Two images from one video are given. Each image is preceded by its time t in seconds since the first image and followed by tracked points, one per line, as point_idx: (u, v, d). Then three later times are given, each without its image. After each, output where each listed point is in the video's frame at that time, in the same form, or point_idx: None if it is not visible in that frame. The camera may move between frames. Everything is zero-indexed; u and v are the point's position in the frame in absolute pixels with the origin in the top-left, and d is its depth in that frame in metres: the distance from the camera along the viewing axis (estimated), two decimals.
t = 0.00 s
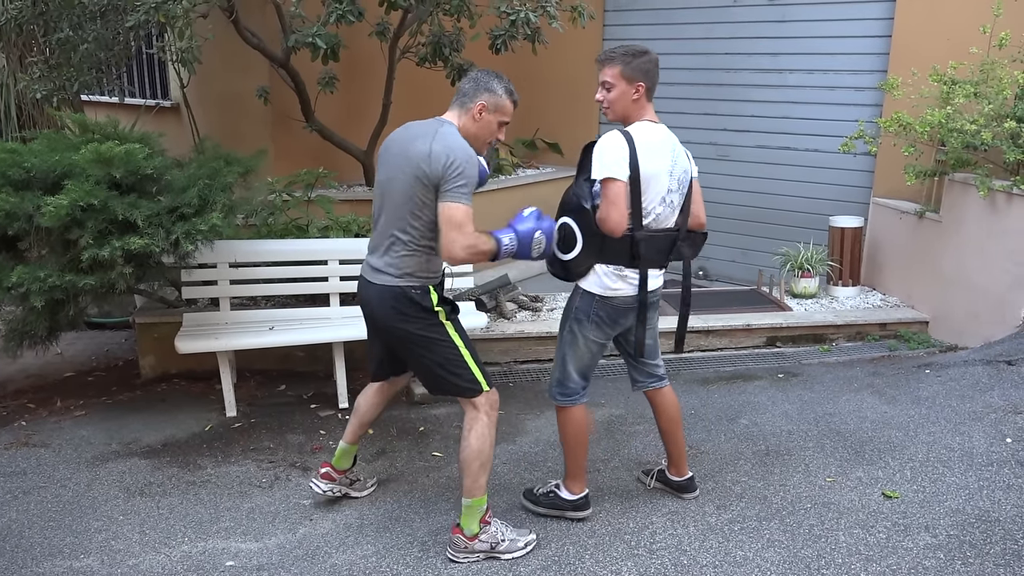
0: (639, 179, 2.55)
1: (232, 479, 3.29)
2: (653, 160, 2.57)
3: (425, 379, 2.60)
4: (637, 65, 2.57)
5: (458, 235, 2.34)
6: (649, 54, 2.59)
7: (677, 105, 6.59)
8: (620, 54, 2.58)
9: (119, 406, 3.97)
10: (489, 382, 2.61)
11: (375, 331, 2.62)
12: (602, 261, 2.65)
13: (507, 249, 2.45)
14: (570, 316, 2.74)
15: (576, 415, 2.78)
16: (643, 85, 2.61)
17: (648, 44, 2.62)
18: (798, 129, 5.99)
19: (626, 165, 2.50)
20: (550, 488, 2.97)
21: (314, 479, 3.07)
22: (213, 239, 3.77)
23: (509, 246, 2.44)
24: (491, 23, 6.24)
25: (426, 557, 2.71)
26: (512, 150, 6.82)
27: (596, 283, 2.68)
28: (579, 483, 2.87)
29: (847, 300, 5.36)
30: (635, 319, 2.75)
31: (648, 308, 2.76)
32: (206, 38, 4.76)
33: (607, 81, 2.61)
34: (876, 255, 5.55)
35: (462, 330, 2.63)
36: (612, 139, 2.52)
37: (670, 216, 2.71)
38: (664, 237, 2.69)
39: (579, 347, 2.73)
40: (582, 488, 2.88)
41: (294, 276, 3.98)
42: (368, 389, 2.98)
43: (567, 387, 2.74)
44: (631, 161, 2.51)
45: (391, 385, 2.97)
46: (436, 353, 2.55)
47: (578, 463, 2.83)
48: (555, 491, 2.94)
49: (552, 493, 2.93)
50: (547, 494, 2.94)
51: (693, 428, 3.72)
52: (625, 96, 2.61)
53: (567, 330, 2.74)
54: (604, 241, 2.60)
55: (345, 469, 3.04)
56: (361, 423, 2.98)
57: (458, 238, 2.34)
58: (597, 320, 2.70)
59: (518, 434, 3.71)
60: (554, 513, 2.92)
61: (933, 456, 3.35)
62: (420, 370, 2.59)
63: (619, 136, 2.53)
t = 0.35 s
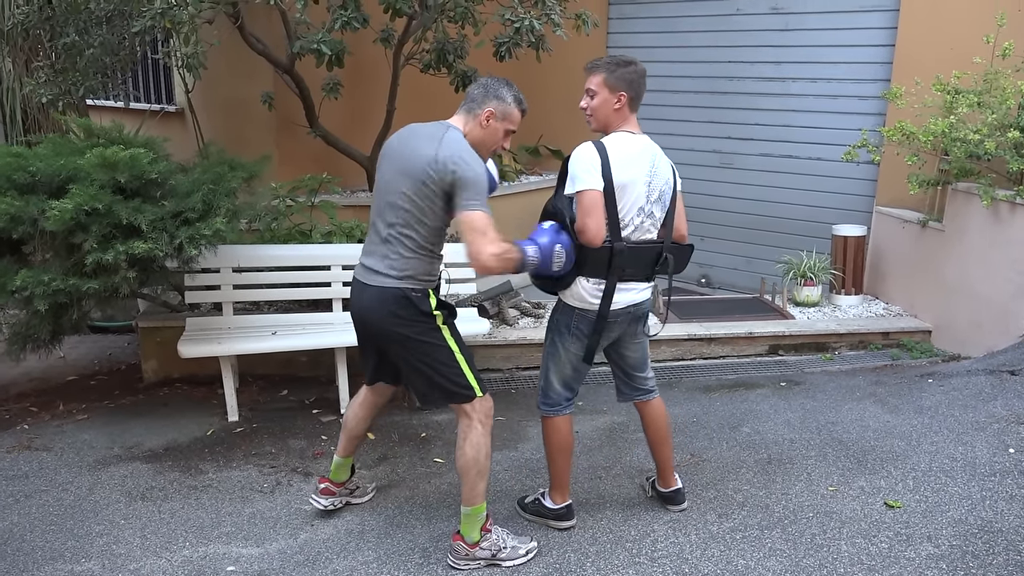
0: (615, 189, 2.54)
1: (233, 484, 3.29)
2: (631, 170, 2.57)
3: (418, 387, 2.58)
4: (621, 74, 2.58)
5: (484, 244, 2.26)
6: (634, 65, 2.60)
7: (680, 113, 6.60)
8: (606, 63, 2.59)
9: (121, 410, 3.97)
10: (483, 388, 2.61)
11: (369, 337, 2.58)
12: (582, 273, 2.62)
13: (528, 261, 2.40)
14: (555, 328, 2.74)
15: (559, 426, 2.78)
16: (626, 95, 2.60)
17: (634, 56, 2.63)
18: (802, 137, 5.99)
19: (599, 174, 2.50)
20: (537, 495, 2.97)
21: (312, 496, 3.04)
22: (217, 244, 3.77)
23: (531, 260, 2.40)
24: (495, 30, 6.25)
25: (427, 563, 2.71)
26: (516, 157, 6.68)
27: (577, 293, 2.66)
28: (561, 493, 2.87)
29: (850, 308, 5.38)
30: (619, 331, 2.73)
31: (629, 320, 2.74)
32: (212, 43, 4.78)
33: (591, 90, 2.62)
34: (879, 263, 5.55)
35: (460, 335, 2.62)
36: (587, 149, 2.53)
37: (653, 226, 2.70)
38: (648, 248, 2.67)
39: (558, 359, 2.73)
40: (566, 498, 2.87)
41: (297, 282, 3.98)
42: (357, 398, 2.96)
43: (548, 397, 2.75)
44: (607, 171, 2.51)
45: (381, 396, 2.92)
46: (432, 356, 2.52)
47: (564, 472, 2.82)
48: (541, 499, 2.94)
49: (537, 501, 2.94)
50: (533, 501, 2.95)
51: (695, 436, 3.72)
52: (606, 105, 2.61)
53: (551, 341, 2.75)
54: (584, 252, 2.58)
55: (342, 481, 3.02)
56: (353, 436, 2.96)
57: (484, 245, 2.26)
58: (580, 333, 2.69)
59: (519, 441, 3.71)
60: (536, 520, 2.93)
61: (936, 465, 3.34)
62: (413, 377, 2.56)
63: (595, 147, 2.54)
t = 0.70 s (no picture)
0: (608, 208, 2.54)
1: (235, 487, 3.29)
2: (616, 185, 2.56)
3: (406, 402, 2.54)
4: (592, 87, 2.55)
5: (393, 230, 2.26)
6: (604, 77, 2.58)
7: (684, 118, 6.60)
8: (576, 76, 2.56)
9: (124, 412, 3.98)
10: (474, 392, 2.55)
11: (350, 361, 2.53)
12: (579, 294, 2.60)
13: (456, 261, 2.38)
14: (542, 345, 2.73)
15: (547, 443, 2.75)
16: (597, 108, 2.58)
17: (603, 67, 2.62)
18: (806, 142, 5.99)
19: (594, 196, 2.48)
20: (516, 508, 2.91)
21: (236, 547, 2.71)
22: (221, 246, 3.78)
23: (456, 257, 2.37)
24: (500, 34, 6.26)
25: (429, 567, 2.71)
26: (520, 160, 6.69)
27: (573, 314, 2.64)
28: (542, 506, 2.81)
29: (854, 313, 5.37)
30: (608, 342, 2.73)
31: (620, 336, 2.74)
32: (217, 46, 4.78)
33: (562, 104, 2.58)
34: (882, 268, 5.54)
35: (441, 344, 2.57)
36: (576, 171, 2.48)
37: (637, 237, 2.73)
38: (636, 260, 2.68)
39: (550, 377, 2.71)
40: (547, 510, 2.82)
41: (301, 284, 3.99)
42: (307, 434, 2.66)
43: (536, 413, 2.71)
44: (601, 192, 2.49)
45: (336, 432, 2.66)
46: (416, 370, 2.48)
47: (547, 485, 2.77)
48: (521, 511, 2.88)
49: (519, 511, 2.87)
50: (512, 514, 2.88)
51: (698, 441, 3.72)
52: (578, 120, 2.59)
53: (538, 357, 2.73)
54: (580, 272, 2.57)
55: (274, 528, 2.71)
56: (293, 476, 2.64)
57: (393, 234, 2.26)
58: (570, 348, 2.68)
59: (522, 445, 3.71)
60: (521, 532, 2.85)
61: (940, 472, 3.33)
62: (402, 393, 2.53)
63: (582, 166, 2.50)
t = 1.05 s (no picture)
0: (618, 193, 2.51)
1: (239, 477, 3.30)
2: (625, 171, 2.54)
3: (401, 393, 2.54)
4: (593, 69, 2.52)
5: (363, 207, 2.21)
6: (606, 58, 2.56)
7: (686, 106, 6.58)
8: (576, 59, 2.55)
9: (127, 404, 3.99)
10: (461, 387, 2.50)
11: (344, 351, 2.54)
12: (592, 284, 2.59)
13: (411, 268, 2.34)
14: (554, 337, 2.69)
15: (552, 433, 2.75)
16: (600, 90, 2.55)
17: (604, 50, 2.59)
18: (808, 130, 5.97)
19: (602, 180, 2.45)
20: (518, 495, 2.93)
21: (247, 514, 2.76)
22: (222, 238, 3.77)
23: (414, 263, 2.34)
24: (500, 23, 6.23)
25: (433, 556, 2.72)
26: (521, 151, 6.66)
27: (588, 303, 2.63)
28: (543, 495, 2.83)
29: (857, 301, 5.37)
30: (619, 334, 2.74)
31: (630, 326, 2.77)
32: (216, 37, 4.76)
33: (563, 87, 2.57)
34: (885, 255, 5.53)
35: (433, 336, 2.53)
36: (581, 157, 2.46)
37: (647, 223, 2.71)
38: (648, 246, 2.67)
39: (561, 370, 2.69)
40: (548, 499, 2.84)
41: (302, 275, 3.99)
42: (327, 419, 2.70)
43: (545, 406, 2.70)
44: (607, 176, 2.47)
45: (355, 421, 2.68)
46: (403, 363, 2.47)
47: (548, 476, 2.79)
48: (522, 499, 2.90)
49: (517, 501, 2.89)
50: (513, 502, 2.89)
51: (701, 429, 3.72)
52: (581, 102, 2.56)
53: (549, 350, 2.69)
54: (595, 260, 2.55)
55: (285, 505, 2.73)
56: (312, 457, 2.68)
57: (357, 208, 2.22)
58: (581, 340, 2.67)
59: (525, 434, 3.72)
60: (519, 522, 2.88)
61: (943, 458, 3.34)
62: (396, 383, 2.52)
63: (588, 152, 2.47)
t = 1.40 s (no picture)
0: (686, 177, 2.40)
1: (245, 471, 3.31)
2: (685, 152, 2.43)
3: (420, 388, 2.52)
4: (628, 54, 2.41)
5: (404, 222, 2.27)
6: (640, 41, 2.44)
7: (690, 98, 6.56)
8: (608, 46, 2.43)
9: (133, 399, 4.00)
10: (484, 380, 2.53)
11: (367, 347, 2.52)
12: (669, 274, 2.46)
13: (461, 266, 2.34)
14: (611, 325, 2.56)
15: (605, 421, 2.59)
16: (638, 75, 2.43)
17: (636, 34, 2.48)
18: (813, 121, 5.94)
19: (676, 164, 2.32)
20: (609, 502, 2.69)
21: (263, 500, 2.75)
22: (227, 232, 3.78)
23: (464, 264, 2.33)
24: (504, 15, 6.22)
25: (439, 548, 2.73)
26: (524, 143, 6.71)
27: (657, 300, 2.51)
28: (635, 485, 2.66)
29: (862, 293, 5.35)
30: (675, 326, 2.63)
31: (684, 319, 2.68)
32: (219, 31, 4.75)
33: (598, 76, 2.45)
34: (890, 247, 5.51)
35: (455, 332, 2.53)
36: (649, 143, 2.32)
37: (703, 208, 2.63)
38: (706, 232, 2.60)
39: (611, 358, 2.56)
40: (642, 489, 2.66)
41: (307, 270, 3.99)
42: (345, 406, 2.72)
43: (588, 388, 2.56)
44: (677, 159, 2.35)
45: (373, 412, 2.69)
46: (428, 360, 2.46)
47: (626, 464, 2.63)
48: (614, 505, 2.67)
49: (613, 509, 2.67)
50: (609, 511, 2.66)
51: (707, 422, 3.72)
52: (620, 90, 2.44)
53: (604, 337, 2.56)
54: (670, 248, 2.43)
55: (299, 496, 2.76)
56: (328, 446, 2.69)
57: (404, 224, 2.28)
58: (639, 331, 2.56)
59: (530, 427, 3.72)
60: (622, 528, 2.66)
61: (949, 450, 3.33)
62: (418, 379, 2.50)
63: (654, 137, 2.34)
